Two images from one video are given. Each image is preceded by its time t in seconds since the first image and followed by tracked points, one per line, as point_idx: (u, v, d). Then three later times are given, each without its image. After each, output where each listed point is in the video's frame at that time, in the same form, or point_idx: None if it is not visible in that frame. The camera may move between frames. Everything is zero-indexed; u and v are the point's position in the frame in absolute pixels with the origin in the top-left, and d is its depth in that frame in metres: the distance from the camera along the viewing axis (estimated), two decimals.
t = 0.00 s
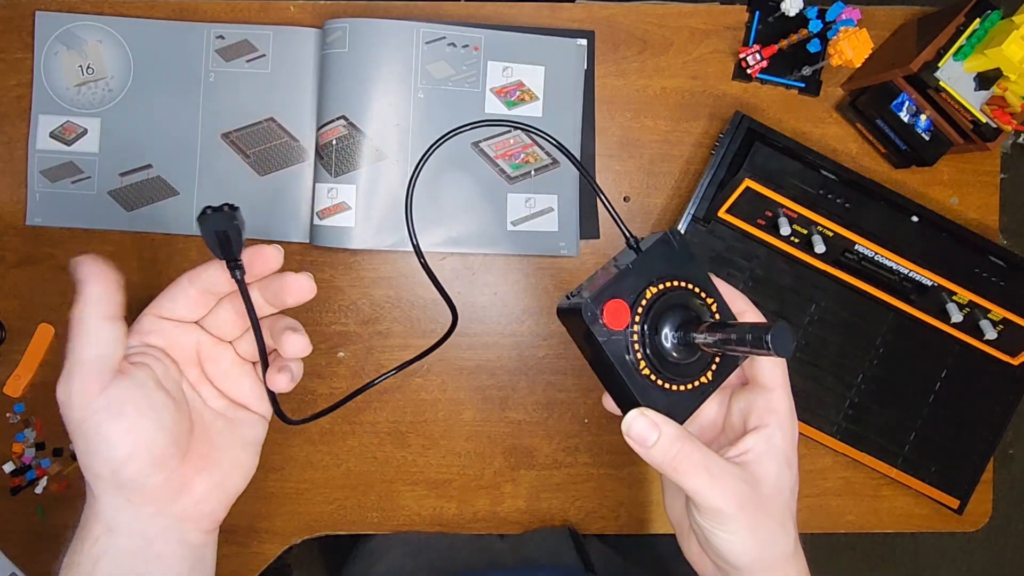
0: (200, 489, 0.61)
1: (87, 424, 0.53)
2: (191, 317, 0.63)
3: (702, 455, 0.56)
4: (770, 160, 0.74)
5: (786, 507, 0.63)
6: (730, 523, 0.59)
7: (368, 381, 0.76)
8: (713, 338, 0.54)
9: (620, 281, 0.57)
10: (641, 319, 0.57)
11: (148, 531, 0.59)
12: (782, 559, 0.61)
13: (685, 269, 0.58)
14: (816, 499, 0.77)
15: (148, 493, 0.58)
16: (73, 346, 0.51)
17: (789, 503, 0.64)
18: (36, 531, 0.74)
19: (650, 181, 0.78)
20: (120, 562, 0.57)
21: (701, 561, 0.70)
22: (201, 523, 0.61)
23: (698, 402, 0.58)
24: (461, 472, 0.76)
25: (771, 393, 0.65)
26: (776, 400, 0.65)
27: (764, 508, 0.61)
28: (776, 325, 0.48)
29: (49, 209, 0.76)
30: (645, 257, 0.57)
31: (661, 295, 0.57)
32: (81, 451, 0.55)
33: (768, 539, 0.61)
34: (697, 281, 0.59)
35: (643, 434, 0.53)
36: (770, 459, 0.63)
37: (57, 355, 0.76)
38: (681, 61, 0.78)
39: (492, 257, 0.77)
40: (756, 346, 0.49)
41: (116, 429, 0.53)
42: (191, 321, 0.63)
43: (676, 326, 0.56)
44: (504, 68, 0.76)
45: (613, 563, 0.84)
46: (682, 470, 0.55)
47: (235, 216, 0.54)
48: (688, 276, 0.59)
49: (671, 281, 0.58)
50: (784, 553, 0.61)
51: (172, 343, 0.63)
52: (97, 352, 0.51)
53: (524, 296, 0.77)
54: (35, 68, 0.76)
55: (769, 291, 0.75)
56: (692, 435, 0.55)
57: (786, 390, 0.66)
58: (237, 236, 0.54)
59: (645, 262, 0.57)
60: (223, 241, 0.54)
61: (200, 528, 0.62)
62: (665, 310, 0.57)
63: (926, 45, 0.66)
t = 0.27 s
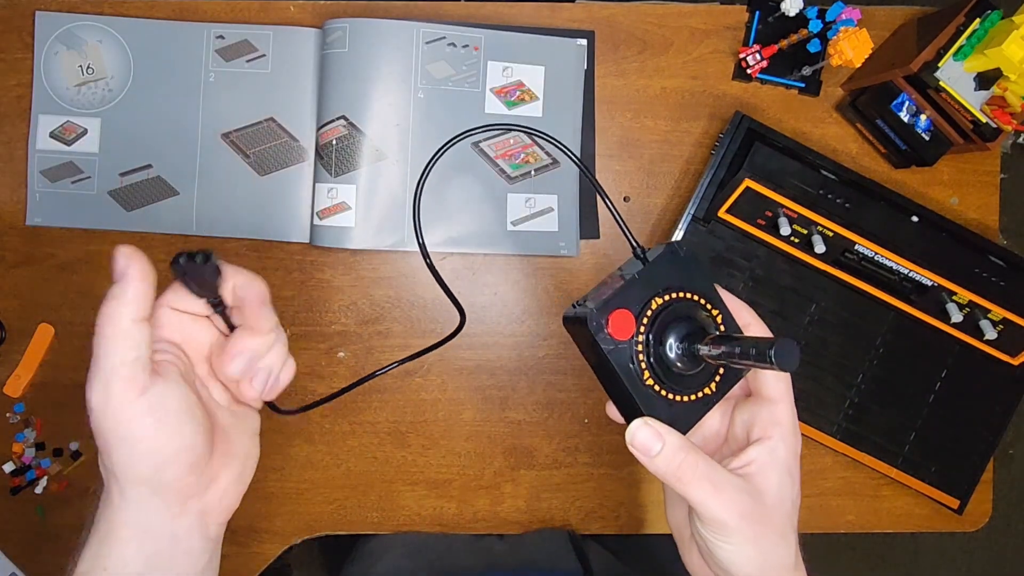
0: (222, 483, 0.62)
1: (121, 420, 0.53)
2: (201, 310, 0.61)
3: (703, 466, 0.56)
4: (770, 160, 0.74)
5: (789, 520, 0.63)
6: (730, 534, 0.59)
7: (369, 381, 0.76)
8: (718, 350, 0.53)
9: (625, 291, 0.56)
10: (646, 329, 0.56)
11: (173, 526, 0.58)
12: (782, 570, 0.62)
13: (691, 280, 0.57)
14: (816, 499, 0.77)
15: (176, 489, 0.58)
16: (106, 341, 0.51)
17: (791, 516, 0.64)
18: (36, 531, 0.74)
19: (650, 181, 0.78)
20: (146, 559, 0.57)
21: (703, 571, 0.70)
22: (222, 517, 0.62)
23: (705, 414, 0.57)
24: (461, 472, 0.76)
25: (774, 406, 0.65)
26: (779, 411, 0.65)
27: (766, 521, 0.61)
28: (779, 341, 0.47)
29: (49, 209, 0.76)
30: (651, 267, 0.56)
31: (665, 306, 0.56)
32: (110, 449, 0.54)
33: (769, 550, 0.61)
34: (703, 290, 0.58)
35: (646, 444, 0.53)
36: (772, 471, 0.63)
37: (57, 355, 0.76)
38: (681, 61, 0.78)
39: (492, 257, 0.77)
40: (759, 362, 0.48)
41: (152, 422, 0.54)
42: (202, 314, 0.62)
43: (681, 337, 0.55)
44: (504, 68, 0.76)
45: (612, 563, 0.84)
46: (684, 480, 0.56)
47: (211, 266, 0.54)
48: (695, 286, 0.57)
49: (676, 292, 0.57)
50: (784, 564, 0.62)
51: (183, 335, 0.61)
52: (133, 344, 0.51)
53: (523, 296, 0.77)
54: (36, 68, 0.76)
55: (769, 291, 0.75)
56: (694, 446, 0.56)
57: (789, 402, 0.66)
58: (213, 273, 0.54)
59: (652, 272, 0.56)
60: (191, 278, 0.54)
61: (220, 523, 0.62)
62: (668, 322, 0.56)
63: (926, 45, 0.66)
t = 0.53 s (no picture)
0: (225, 463, 0.62)
1: (146, 393, 0.53)
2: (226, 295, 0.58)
3: (725, 477, 0.56)
4: (771, 160, 0.74)
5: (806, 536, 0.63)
6: (750, 548, 0.59)
7: (369, 381, 0.76)
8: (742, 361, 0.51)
9: (653, 297, 0.54)
10: (672, 337, 0.53)
11: (174, 504, 0.59)
12: None
13: (718, 291, 0.55)
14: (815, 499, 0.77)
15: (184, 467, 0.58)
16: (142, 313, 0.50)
17: (808, 532, 0.63)
18: (35, 532, 0.74)
19: (650, 181, 0.78)
20: (145, 538, 0.57)
21: None
22: (219, 497, 0.62)
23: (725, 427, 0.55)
24: (461, 472, 0.76)
25: (797, 420, 0.65)
26: (802, 426, 0.65)
27: (786, 535, 0.60)
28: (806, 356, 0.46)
29: (49, 209, 0.76)
30: (679, 275, 0.54)
31: (691, 315, 0.54)
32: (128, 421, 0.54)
33: (786, 566, 0.60)
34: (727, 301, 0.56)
35: (668, 452, 0.52)
36: (793, 486, 0.63)
37: (57, 355, 0.76)
38: (681, 61, 0.78)
39: (492, 257, 0.77)
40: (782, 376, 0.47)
41: (175, 399, 0.54)
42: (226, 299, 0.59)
43: (707, 346, 0.53)
44: (504, 68, 0.76)
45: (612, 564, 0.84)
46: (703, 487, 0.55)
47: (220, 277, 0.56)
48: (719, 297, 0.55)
49: (701, 301, 0.55)
50: None
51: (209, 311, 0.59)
52: (166, 321, 0.51)
53: (523, 296, 0.77)
54: (36, 68, 0.76)
55: (769, 291, 0.75)
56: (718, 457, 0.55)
57: (811, 418, 0.66)
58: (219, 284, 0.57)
59: (680, 279, 0.54)
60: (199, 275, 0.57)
61: (217, 503, 0.62)
62: (695, 332, 0.54)
63: (926, 45, 0.66)
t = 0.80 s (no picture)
0: (268, 454, 0.62)
1: (192, 381, 0.52)
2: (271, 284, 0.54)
3: (745, 491, 0.56)
4: (770, 160, 0.74)
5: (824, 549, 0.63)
6: (768, 560, 0.59)
7: (369, 380, 0.76)
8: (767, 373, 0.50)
9: (676, 305, 0.53)
10: (694, 346, 0.53)
11: (216, 492, 0.59)
12: None
13: (743, 299, 0.54)
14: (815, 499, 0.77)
15: (229, 456, 0.58)
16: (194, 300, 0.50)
17: (826, 545, 0.63)
18: (35, 532, 0.74)
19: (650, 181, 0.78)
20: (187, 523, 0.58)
21: None
22: (260, 486, 0.62)
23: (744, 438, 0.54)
24: (461, 472, 0.76)
25: (818, 433, 0.65)
26: (822, 440, 0.65)
27: (804, 548, 0.60)
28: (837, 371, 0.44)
29: (49, 209, 0.76)
30: (703, 283, 0.53)
31: (715, 324, 0.53)
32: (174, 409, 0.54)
33: None
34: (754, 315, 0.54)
35: (688, 463, 0.52)
36: (812, 499, 0.63)
37: (57, 355, 0.76)
38: (681, 61, 0.78)
39: (493, 257, 0.77)
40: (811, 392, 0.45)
41: (223, 387, 0.53)
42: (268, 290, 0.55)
43: (730, 356, 0.52)
44: (504, 68, 0.76)
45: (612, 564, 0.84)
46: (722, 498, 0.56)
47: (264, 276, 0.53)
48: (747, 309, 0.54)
49: (727, 310, 0.53)
50: None
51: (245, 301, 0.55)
52: (220, 310, 0.50)
53: (523, 296, 0.77)
54: (36, 68, 0.76)
55: (769, 291, 0.75)
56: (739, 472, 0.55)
57: (833, 431, 0.65)
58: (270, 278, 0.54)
59: (703, 287, 0.53)
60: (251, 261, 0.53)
61: (257, 490, 0.63)
62: (718, 341, 0.52)
63: (926, 45, 0.66)
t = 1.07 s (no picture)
0: (264, 462, 0.58)
1: (167, 383, 0.48)
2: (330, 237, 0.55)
3: (763, 498, 0.56)
4: (770, 160, 0.74)
5: (841, 555, 0.63)
6: (785, 568, 0.59)
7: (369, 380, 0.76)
8: (788, 377, 0.49)
9: (695, 306, 0.52)
10: (714, 348, 0.52)
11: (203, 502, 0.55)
12: None
13: (761, 301, 0.54)
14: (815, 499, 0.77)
15: (214, 465, 0.54)
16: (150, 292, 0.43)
17: (843, 551, 0.63)
18: (36, 531, 0.74)
19: (649, 181, 0.78)
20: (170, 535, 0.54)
21: None
22: (252, 497, 0.59)
23: (759, 441, 0.54)
24: (461, 472, 0.76)
25: (834, 437, 0.65)
26: (839, 444, 0.65)
27: (821, 554, 0.61)
28: (869, 380, 0.44)
29: (49, 209, 0.76)
30: (722, 285, 0.53)
31: (735, 326, 0.53)
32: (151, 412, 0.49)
33: None
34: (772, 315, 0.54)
35: (705, 468, 0.52)
36: (829, 505, 0.63)
37: (56, 355, 0.76)
38: (681, 61, 0.78)
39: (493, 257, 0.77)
40: (840, 399, 0.45)
41: (200, 389, 0.49)
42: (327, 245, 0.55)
43: (749, 360, 0.52)
44: (504, 68, 0.76)
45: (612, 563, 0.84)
46: (740, 505, 0.56)
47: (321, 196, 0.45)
48: (764, 310, 0.54)
49: (746, 312, 0.53)
50: None
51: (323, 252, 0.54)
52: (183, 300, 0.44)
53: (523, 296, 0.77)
54: (36, 68, 0.76)
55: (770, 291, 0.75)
56: (757, 478, 0.56)
57: (849, 435, 0.66)
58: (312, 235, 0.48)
59: (722, 289, 0.53)
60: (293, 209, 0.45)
61: (249, 502, 0.59)
62: (737, 344, 0.52)
63: (926, 45, 0.66)
